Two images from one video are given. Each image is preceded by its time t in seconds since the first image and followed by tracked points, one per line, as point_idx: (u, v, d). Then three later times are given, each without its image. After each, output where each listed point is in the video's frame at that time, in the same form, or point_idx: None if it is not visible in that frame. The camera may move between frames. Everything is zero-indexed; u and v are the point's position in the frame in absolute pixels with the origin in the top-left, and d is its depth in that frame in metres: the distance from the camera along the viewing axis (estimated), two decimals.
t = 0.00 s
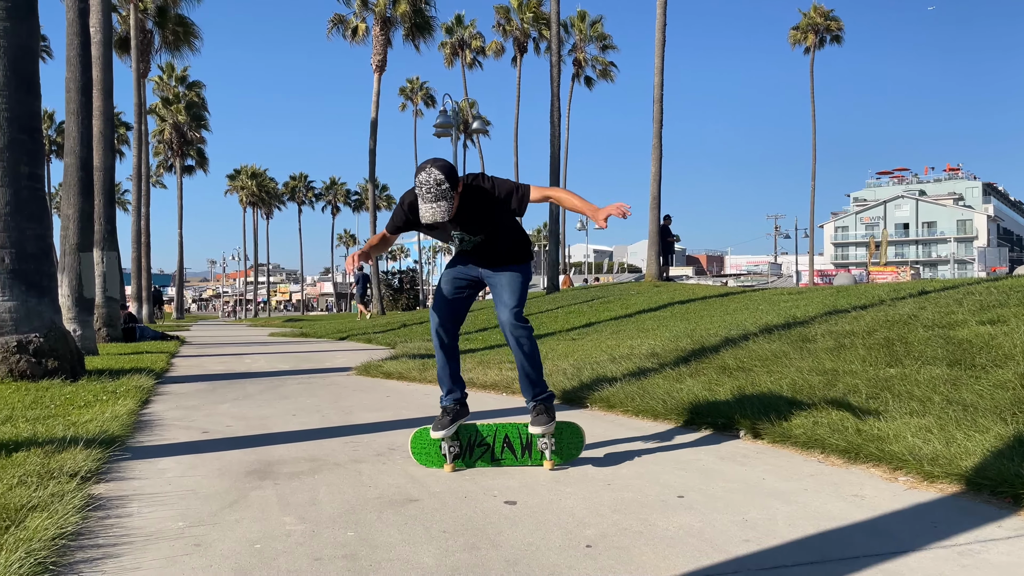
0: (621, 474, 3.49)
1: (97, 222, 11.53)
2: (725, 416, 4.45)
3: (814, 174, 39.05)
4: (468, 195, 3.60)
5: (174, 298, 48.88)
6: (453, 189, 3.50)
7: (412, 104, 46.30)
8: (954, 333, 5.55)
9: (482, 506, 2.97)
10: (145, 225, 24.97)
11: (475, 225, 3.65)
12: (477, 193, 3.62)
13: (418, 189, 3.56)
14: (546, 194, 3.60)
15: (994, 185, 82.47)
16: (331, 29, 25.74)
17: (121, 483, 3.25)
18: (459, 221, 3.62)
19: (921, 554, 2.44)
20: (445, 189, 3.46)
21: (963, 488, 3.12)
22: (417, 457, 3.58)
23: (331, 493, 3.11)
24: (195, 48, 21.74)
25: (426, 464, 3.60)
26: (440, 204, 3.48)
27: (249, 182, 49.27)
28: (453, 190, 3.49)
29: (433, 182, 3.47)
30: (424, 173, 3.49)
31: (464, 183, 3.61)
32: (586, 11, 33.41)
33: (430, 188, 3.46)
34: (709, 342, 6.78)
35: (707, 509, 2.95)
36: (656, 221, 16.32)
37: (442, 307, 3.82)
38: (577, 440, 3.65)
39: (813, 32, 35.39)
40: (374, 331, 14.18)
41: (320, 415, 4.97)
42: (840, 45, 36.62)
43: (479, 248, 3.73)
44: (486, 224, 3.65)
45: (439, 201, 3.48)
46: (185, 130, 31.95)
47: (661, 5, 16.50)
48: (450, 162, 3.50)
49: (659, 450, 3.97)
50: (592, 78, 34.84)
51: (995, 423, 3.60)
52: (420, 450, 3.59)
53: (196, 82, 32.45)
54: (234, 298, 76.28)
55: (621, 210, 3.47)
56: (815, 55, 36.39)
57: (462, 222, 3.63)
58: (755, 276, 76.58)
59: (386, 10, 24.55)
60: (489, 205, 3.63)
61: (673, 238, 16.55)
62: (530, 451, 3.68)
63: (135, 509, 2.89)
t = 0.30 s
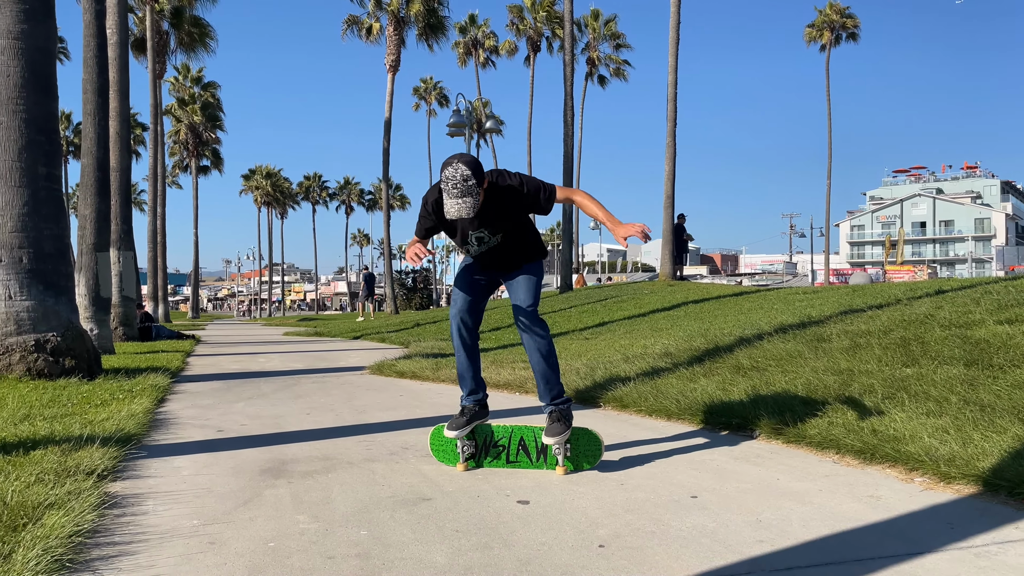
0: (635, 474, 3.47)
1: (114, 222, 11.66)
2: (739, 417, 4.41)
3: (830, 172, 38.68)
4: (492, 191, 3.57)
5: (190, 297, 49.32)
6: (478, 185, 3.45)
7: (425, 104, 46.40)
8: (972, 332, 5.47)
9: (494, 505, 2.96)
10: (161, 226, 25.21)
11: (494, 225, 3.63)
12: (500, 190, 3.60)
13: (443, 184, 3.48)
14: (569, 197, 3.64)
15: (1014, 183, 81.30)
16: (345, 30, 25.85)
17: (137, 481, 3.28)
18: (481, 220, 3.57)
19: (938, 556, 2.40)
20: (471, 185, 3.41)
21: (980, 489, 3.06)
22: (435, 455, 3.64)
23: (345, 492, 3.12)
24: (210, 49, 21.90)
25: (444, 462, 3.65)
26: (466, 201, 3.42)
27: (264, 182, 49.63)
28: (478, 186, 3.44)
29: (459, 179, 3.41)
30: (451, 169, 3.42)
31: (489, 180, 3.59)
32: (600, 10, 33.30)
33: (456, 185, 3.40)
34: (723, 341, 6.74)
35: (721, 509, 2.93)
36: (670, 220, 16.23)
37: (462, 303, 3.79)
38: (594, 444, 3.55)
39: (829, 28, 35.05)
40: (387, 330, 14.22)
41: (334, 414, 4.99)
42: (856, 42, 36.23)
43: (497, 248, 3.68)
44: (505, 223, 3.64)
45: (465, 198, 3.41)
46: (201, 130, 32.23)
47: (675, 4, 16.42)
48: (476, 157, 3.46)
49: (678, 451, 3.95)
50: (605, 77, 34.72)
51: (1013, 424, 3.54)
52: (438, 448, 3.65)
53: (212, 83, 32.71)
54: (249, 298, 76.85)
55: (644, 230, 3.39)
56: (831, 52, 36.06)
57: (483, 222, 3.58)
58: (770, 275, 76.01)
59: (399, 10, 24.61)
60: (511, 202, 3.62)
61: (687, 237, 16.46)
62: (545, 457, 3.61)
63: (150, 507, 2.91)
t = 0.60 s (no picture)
0: (639, 474, 3.46)
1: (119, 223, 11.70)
2: (743, 416, 4.40)
3: (836, 172, 38.52)
4: (507, 182, 3.63)
5: (196, 297, 49.48)
6: (494, 173, 3.56)
7: (431, 104, 46.44)
8: (978, 333, 5.43)
9: (497, 505, 2.96)
10: (167, 225, 25.29)
11: (506, 218, 3.62)
12: (514, 181, 3.63)
13: (459, 174, 3.60)
14: (580, 195, 3.65)
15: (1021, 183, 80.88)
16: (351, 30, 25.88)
17: (141, 481, 3.29)
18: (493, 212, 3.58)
19: (942, 557, 2.38)
20: (487, 174, 3.51)
21: (985, 489, 3.05)
22: (438, 454, 3.64)
23: (348, 492, 3.12)
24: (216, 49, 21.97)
25: (447, 462, 3.65)
26: (482, 189, 3.54)
27: (270, 182, 49.75)
28: (493, 175, 3.54)
29: (474, 168, 3.52)
30: (467, 158, 3.55)
31: (503, 170, 3.64)
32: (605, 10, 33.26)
33: (472, 173, 3.52)
34: (728, 341, 6.71)
35: (724, 509, 2.92)
36: (676, 220, 16.20)
37: (470, 301, 3.80)
38: (597, 444, 3.54)
39: (836, 28, 34.94)
40: (392, 330, 14.25)
41: (338, 414, 5.00)
42: (863, 42, 36.03)
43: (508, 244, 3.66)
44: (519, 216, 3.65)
45: (481, 185, 3.53)
46: (207, 131, 32.34)
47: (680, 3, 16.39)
48: (491, 146, 3.58)
49: (682, 450, 3.95)
50: (610, 77, 34.68)
51: (1018, 425, 3.51)
52: (441, 449, 3.66)
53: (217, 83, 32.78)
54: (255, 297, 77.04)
55: (629, 238, 3.51)
56: (838, 52, 35.92)
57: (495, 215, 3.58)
58: (775, 275, 75.79)
59: (404, 10, 24.65)
60: (525, 195, 3.64)
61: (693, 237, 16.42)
62: (548, 457, 3.61)
63: (154, 506, 2.92)
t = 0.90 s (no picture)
0: (636, 475, 3.46)
1: (118, 223, 11.70)
2: (742, 417, 4.40)
3: (835, 173, 38.50)
4: (531, 168, 3.61)
5: (195, 296, 49.50)
6: (517, 157, 3.55)
7: (430, 104, 46.44)
8: (975, 334, 5.44)
9: (494, 506, 2.96)
10: (166, 225, 25.29)
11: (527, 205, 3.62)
12: (537, 169, 3.61)
13: (483, 157, 3.60)
14: (602, 193, 3.73)
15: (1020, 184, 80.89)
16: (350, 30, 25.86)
17: (138, 481, 3.29)
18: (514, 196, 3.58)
19: (937, 558, 2.39)
20: (511, 157, 3.51)
21: (981, 490, 3.05)
22: (435, 455, 3.63)
23: (345, 492, 3.12)
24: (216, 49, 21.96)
25: (444, 463, 3.65)
26: (505, 172, 3.53)
27: (269, 182, 49.75)
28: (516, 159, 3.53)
29: (499, 151, 3.52)
30: (492, 140, 3.54)
31: (529, 156, 3.62)
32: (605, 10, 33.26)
33: (496, 156, 3.52)
34: (726, 342, 6.71)
35: (720, 510, 2.92)
36: (675, 220, 16.21)
37: (486, 300, 3.80)
38: (594, 445, 3.55)
39: (835, 28, 34.93)
40: (391, 331, 14.26)
41: (336, 414, 5.00)
42: (862, 42, 36.03)
43: (525, 228, 3.69)
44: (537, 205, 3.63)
45: (504, 168, 3.52)
46: (206, 131, 32.35)
47: (679, 4, 16.40)
48: (517, 130, 3.55)
49: (679, 451, 3.95)
50: (610, 77, 34.70)
51: (1015, 426, 3.51)
52: (438, 450, 3.65)
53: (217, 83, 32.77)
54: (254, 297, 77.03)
55: (638, 245, 3.82)
56: (837, 52, 35.91)
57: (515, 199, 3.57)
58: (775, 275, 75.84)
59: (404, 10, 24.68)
60: (547, 182, 3.63)
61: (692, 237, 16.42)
62: (546, 457, 3.62)
63: (151, 507, 2.92)
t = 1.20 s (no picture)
0: (632, 477, 3.46)
1: (115, 223, 11.68)
2: (739, 419, 4.40)
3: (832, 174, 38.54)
4: (546, 164, 3.58)
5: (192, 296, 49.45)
6: (532, 152, 3.47)
7: (428, 105, 46.44)
8: (971, 335, 5.45)
9: (489, 507, 2.96)
10: (163, 225, 25.26)
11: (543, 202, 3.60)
12: (552, 166, 3.59)
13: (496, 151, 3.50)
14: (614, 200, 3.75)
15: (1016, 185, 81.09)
16: (348, 30, 25.83)
17: (133, 482, 3.28)
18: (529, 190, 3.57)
19: (932, 559, 2.39)
20: (526, 151, 3.42)
21: (976, 492, 3.05)
22: (431, 454, 3.62)
23: (340, 493, 3.12)
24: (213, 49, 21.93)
25: (440, 462, 3.64)
26: (520, 165, 3.43)
27: (267, 182, 49.70)
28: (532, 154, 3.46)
29: (513, 145, 3.44)
30: (506, 134, 3.47)
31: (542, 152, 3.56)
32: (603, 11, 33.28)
33: (510, 149, 3.43)
34: (722, 343, 6.72)
35: (716, 511, 2.92)
36: (672, 222, 16.22)
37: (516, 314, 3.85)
38: (590, 447, 3.55)
39: (833, 30, 34.97)
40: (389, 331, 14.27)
41: (333, 415, 4.99)
42: (859, 44, 36.08)
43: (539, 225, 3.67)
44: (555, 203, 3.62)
45: (518, 162, 3.42)
46: (203, 131, 32.33)
47: (677, 5, 16.41)
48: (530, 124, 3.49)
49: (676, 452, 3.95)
50: (608, 78, 34.71)
51: (1010, 427, 3.52)
52: (434, 449, 3.64)
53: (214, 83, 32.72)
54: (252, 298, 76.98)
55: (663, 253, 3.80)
56: (835, 54, 35.97)
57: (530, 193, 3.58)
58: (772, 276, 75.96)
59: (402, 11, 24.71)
60: (563, 181, 3.61)
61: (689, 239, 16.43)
62: (542, 458, 3.62)
63: (146, 508, 2.91)
